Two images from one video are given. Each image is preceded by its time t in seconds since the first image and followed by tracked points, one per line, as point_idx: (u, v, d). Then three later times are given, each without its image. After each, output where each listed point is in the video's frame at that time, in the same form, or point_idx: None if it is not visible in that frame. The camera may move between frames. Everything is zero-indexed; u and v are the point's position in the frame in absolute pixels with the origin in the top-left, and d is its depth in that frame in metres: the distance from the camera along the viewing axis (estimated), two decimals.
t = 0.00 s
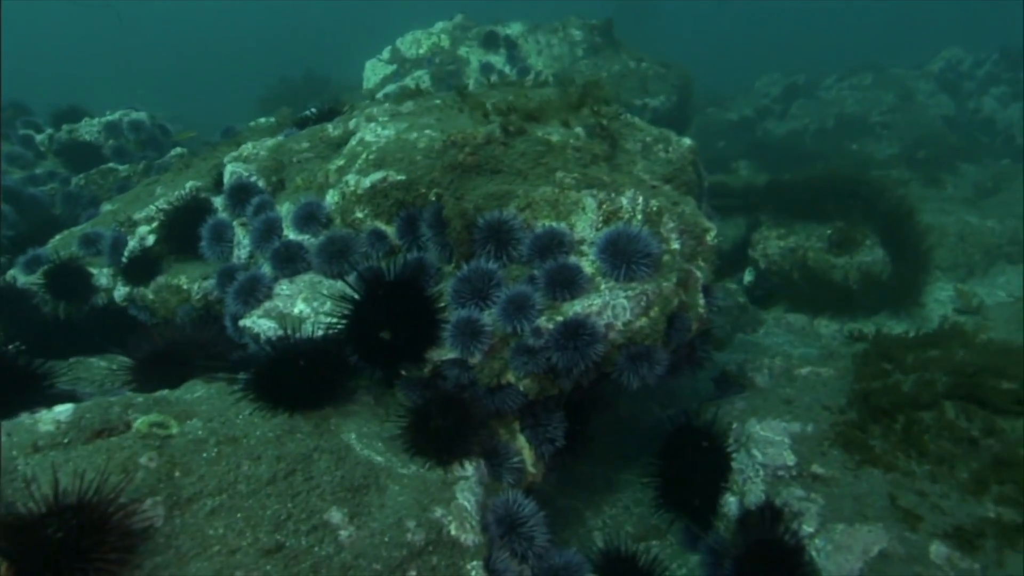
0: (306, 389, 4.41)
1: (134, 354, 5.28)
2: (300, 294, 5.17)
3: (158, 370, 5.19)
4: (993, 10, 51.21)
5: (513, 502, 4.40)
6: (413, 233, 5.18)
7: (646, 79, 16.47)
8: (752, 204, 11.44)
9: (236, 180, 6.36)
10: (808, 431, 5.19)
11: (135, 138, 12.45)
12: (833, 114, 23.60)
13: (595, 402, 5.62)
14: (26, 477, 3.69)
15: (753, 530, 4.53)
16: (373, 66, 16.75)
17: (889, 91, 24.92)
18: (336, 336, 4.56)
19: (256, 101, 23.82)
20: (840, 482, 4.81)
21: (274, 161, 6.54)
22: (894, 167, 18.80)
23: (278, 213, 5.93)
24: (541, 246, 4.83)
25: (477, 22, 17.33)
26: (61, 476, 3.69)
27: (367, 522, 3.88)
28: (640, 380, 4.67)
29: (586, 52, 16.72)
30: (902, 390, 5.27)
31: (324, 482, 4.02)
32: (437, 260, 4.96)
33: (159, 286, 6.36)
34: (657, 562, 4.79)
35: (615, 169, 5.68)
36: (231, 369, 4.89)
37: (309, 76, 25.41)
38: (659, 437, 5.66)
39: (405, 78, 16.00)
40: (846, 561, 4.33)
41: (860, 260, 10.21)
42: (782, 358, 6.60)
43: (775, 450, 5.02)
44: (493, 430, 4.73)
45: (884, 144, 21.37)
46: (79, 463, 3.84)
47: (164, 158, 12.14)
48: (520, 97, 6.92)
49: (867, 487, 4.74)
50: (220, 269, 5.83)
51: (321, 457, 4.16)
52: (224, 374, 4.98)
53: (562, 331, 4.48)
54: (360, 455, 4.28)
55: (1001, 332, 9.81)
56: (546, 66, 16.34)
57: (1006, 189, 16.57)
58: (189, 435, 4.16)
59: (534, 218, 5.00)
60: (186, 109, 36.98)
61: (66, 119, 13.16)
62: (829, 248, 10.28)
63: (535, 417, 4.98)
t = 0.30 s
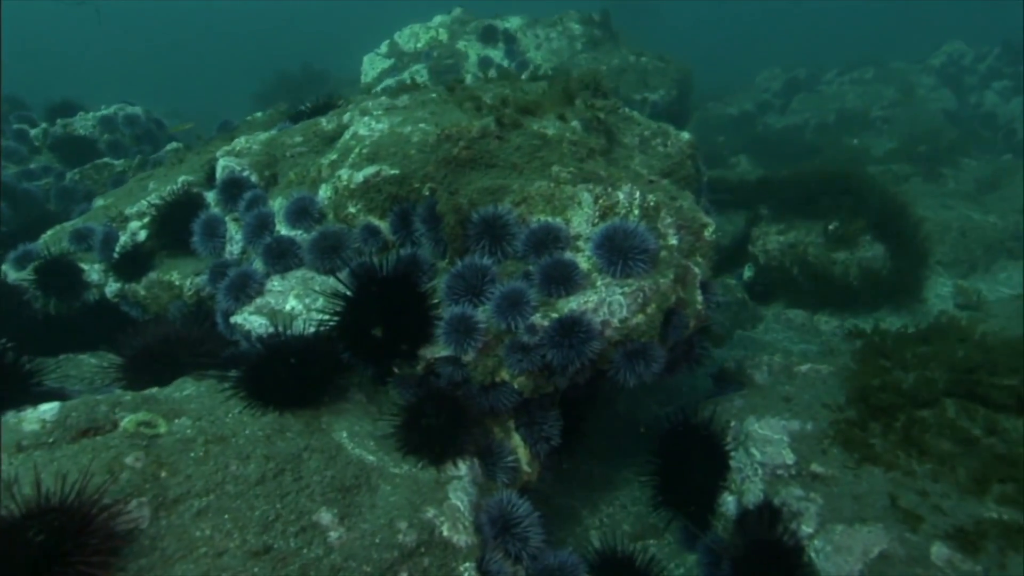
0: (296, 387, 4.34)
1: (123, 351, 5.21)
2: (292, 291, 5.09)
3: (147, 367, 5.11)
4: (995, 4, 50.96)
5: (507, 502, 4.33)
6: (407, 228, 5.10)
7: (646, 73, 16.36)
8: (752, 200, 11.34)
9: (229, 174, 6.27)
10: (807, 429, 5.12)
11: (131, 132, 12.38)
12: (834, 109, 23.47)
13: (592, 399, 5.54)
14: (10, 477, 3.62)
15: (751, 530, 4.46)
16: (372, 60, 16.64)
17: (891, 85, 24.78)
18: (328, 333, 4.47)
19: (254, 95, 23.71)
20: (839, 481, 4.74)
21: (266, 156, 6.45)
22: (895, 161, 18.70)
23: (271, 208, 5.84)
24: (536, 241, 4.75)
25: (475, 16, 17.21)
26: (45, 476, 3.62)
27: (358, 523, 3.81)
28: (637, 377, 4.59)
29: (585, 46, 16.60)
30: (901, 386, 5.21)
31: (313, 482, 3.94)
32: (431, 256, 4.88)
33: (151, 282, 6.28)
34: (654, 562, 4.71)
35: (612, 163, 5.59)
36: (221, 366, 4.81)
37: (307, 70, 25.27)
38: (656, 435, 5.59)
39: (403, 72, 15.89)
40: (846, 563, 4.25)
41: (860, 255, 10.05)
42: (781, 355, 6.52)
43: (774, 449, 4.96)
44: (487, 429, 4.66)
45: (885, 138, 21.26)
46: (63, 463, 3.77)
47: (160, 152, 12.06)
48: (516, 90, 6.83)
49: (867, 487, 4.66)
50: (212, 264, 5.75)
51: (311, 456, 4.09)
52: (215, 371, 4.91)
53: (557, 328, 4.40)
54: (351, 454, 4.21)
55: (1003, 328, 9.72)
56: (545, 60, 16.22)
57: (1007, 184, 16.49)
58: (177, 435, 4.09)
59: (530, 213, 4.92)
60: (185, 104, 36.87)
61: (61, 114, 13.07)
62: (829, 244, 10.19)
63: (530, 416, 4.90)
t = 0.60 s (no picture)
0: (291, 385, 4.24)
1: (114, 348, 5.10)
2: (287, 286, 4.99)
3: (139, 365, 4.99)
4: None
5: (506, 502, 4.25)
6: (404, 222, 5.00)
7: (644, 67, 16.25)
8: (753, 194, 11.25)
9: (223, 167, 6.17)
10: (810, 428, 5.05)
11: (124, 126, 12.25)
12: (833, 103, 23.37)
13: (592, 396, 5.46)
14: None
15: (754, 530, 4.38)
16: (368, 53, 16.49)
17: (890, 78, 24.68)
18: (323, 329, 4.36)
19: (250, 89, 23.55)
20: (845, 480, 4.67)
21: (261, 148, 6.35)
22: (895, 156, 18.62)
23: (265, 202, 5.72)
24: (536, 235, 4.66)
25: (473, 8, 17.07)
26: (31, 477, 3.53)
27: (353, 525, 3.72)
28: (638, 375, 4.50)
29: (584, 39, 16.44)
30: (905, 383, 5.14)
31: (308, 483, 3.86)
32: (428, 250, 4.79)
33: (144, 276, 6.18)
34: (656, 562, 4.64)
35: (612, 156, 5.50)
36: (215, 363, 4.71)
37: (303, 63, 25.07)
38: (657, 432, 5.50)
39: (400, 65, 15.75)
40: (852, 564, 4.16)
41: (862, 250, 10.01)
42: (783, 352, 6.45)
43: (777, 447, 4.91)
44: (486, 427, 4.57)
45: (884, 132, 21.17)
46: (51, 464, 3.68)
47: (154, 145, 11.94)
48: (515, 82, 6.72)
49: (873, 486, 4.58)
50: (206, 259, 5.65)
51: (306, 456, 4.01)
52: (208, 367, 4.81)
53: (557, 325, 4.30)
54: (347, 453, 4.12)
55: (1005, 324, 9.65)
56: (543, 53, 16.07)
57: (1007, 178, 16.45)
58: (168, 434, 4.00)
59: (529, 207, 4.83)
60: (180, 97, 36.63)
61: (54, 107, 12.92)
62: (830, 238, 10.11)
63: (530, 414, 4.82)
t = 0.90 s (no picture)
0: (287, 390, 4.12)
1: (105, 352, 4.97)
2: (283, 288, 4.87)
3: (130, 369, 4.86)
4: None
5: (510, 508, 4.15)
6: (402, 222, 4.89)
7: (640, 64, 16.16)
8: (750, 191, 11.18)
9: (215, 166, 6.04)
10: (818, 430, 4.96)
11: (115, 124, 12.08)
12: (827, 99, 23.34)
13: (594, 398, 5.36)
14: None
15: (763, 535, 4.30)
16: (362, 50, 16.35)
17: (884, 75, 24.67)
18: (319, 333, 4.24)
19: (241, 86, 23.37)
20: (854, 483, 4.59)
21: (255, 147, 6.21)
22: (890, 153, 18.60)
23: (260, 202, 5.59)
24: (538, 235, 4.55)
25: (467, 5, 16.94)
26: (18, 489, 3.40)
27: (353, 535, 3.62)
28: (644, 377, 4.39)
29: (580, 35, 16.30)
30: (913, 384, 5.06)
31: (307, 492, 3.75)
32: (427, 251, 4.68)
33: (136, 278, 6.05)
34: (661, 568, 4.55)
35: (614, 153, 5.39)
36: (209, 368, 4.59)
37: (295, 60, 24.89)
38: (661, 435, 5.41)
39: (394, 62, 15.61)
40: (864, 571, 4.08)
41: (861, 247, 9.99)
42: (786, 351, 6.37)
43: (785, 450, 4.81)
44: (488, 431, 4.46)
45: (879, 129, 21.15)
46: (40, 474, 3.56)
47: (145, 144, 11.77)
48: (513, 77, 6.61)
49: (883, 489, 4.50)
50: (199, 261, 5.53)
51: (304, 464, 3.90)
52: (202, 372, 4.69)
53: (561, 327, 4.19)
54: (346, 460, 4.01)
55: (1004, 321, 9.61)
56: (538, 49, 15.96)
57: (1002, 174, 16.43)
58: (162, 442, 3.88)
59: (531, 206, 4.72)
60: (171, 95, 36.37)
61: (43, 105, 12.73)
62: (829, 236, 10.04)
63: (533, 418, 4.72)
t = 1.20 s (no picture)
0: (290, 398, 3.99)
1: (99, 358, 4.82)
2: (284, 292, 4.73)
3: (125, 375, 4.71)
4: None
5: (519, 520, 4.02)
6: (407, 225, 4.77)
7: (638, 63, 16.07)
8: (751, 192, 11.09)
9: (213, 166, 5.89)
10: (831, 438, 4.87)
11: (107, 121, 11.89)
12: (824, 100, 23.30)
13: (601, 405, 5.25)
14: None
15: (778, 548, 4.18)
16: (358, 47, 16.21)
17: (880, 75, 24.67)
18: (323, 340, 4.11)
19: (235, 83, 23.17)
20: (869, 494, 4.50)
21: (255, 147, 6.08)
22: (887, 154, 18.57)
23: (258, 203, 5.45)
24: (547, 239, 4.44)
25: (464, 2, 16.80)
26: (11, 503, 3.26)
27: (360, 551, 3.52)
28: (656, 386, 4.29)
29: (578, 33, 16.17)
30: (926, 393, 4.98)
31: (311, 506, 3.63)
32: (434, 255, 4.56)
33: (131, 280, 5.90)
34: None
35: (624, 155, 5.27)
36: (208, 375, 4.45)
37: (289, 57, 24.69)
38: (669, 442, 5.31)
39: (390, 59, 15.46)
40: None
41: (863, 250, 9.76)
42: (793, 357, 6.28)
43: (799, 460, 4.71)
44: (495, 441, 4.34)
45: (875, 129, 21.13)
46: (33, 488, 3.42)
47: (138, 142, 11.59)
48: (517, 76, 6.50)
49: (899, 501, 4.42)
50: (196, 263, 5.39)
51: (309, 476, 3.78)
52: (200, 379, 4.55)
53: (572, 334, 4.08)
54: (350, 473, 3.88)
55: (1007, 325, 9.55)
56: (536, 48, 15.83)
57: (999, 175, 16.41)
58: (161, 453, 3.75)
59: (539, 209, 4.62)
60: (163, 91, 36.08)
61: (33, 101, 12.53)
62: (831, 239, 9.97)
63: (540, 426, 4.60)
